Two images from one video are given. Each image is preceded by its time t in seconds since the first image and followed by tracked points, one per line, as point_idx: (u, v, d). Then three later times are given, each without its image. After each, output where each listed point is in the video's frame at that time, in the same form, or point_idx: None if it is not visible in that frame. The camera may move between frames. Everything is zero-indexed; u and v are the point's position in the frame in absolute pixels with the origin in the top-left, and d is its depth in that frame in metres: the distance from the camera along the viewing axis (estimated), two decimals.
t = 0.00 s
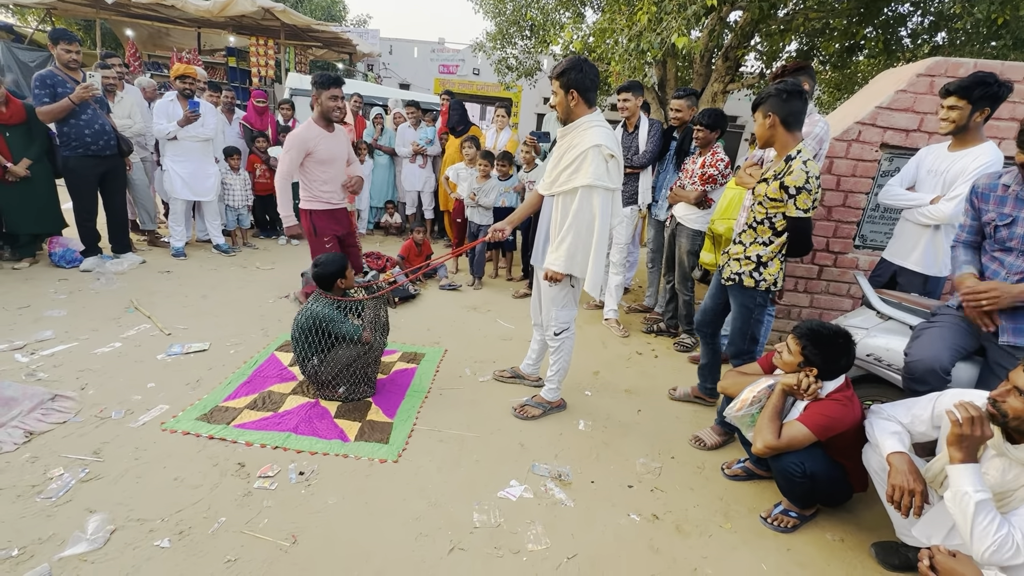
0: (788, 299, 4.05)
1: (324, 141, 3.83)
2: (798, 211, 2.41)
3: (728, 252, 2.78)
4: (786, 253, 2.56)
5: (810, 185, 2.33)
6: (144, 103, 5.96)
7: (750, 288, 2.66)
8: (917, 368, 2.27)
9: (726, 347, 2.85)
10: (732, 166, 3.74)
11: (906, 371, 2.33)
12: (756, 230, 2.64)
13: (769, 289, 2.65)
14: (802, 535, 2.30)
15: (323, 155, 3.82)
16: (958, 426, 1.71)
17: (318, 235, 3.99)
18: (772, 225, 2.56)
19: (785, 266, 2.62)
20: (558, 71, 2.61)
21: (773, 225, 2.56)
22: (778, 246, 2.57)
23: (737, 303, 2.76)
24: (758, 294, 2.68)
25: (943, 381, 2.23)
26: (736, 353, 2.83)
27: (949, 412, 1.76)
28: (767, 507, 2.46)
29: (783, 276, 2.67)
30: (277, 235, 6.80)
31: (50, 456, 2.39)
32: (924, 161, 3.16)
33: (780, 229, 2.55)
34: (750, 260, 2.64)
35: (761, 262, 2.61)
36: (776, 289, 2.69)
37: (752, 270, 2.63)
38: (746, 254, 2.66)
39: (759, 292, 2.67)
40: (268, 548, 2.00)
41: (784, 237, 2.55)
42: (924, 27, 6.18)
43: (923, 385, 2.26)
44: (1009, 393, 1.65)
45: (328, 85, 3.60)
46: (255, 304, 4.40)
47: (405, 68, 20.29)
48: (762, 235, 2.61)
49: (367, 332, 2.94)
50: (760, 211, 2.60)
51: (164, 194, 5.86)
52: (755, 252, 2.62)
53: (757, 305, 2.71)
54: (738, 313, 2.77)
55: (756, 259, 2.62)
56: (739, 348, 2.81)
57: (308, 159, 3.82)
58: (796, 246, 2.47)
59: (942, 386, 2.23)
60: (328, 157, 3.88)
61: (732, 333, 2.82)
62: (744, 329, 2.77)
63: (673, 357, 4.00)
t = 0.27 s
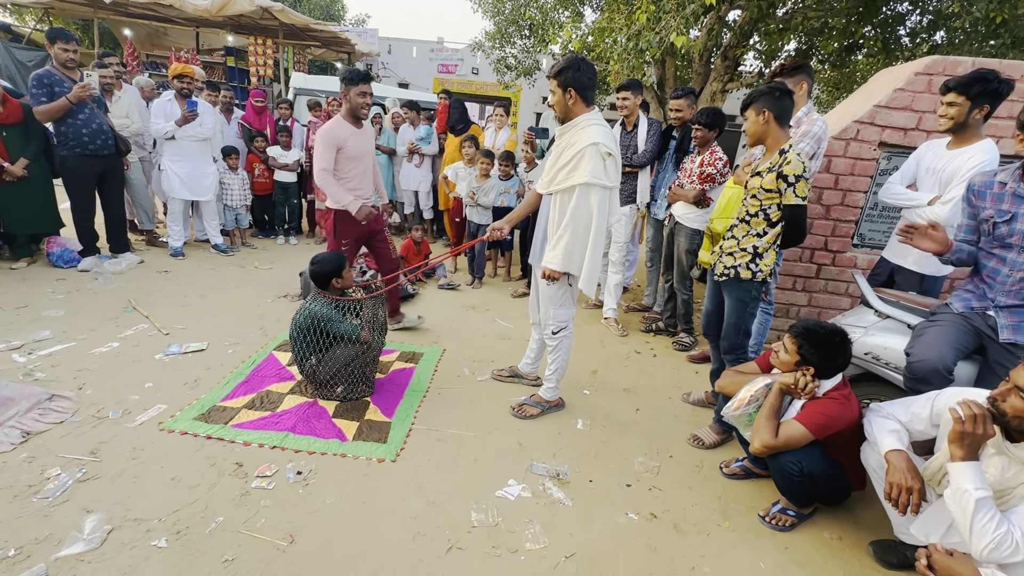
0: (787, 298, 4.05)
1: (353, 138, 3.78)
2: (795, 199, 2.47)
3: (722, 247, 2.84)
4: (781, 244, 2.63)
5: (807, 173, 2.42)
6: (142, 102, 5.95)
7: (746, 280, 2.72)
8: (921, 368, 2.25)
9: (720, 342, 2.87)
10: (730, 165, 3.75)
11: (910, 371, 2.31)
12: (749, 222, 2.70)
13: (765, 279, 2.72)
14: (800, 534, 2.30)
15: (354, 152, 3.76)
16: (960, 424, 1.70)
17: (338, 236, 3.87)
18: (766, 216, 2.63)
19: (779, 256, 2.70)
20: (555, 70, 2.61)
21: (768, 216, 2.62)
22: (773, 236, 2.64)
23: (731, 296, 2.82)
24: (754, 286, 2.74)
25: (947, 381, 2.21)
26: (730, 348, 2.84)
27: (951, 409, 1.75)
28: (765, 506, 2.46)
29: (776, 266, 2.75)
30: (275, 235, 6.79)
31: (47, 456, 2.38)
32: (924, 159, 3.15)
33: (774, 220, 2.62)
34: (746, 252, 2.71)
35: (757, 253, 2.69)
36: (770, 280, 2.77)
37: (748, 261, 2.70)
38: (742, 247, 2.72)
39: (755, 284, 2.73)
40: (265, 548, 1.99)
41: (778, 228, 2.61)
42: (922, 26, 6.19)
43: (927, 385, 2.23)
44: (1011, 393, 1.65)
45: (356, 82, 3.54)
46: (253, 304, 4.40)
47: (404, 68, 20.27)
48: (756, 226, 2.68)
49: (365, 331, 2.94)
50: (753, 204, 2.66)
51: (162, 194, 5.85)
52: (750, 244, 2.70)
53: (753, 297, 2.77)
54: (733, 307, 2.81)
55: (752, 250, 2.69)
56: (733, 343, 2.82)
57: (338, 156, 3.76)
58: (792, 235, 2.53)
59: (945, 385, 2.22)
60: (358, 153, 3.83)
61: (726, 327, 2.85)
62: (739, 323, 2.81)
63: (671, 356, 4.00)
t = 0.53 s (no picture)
0: (784, 301, 4.06)
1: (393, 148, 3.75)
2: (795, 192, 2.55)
3: (720, 246, 2.90)
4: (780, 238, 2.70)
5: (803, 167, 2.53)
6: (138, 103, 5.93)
7: (748, 275, 2.77)
8: (918, 371, 2.24)
9: (713, 340, 2.90)
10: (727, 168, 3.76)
11: (905, 374, 2.30)
12: (747, 220, 2.76)
13: (765, 274, 2.77)
14: (798, 538, 2.29)
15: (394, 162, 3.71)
16: (961, 428, 1.70)
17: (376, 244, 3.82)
18: (764, 212, 2.69)
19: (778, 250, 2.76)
20: (553, 73, 2.60)
21: (766, 212, 2.69)
22: (773, 231, 2.70)
23: (730, 293, 2.84)
24: (753, 282, 2.79)
25: (941, 385, 2.21)
26: (722, 346, 2.88)
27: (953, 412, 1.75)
28: (762, 510, 2.45)
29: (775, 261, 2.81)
30: (272, 237, 6.76)
31: (39, 460, 2.36)
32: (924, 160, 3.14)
33: (772, 215, 2.69)
34: (746, 247, 2.76)
35: (757, 247, 2.74)
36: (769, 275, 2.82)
37: (749, 256, 2.75)
38: (742, 243, 2.78)
39: (755, 278, 2.78)
40: (260, 554, 1.98)
41: (777, 222, 2.69)
42: (918, 29, 6.21)
43: (922, 388, 2.23)
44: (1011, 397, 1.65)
45: (395, 91, 3.53)
46: (249, 306, 4.38)
47: (402, 70, 20.28)
48: (754, 223, 2.74)
49: (362, 334, 2.92)
50: (749, 202, 2.73)
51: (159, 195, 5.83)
52: (750, 239, 2.75)
53: (754, 292, 2.82)
54: (731, 303, 2.84)
55: (752, 245, 2.74)
56: (727, 339, 2.85)
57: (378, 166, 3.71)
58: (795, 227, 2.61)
59: (940, 389, 2.22)
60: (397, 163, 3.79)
61: (722, 324, 2.88)
62: (735, 320, 2.84)
63: (669, 359, 4.00)
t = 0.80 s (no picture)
0: (780, 306, 4.05)
1: (419, 149, 3.66)
2: (790, 192, 2.56)
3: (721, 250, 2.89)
4: (780, 239, 2.69)
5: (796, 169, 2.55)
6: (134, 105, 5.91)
7: (750, 276, 2.75)
8: (919, 381, 2.23)
9: (714, 340, 2.88)
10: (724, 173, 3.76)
11: (906, 383, 2.30)
12: (745, 222, 2.76)
13: (768, 274, 2.76)
14: (795, 545, 2.28)
15: (417, 163, 3.63)
16: (963, 434, 1.69)
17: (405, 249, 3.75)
18: (761, 214, 2.70)
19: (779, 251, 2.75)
20: (550, 77, 2.61)
21: (762, 214, 2.69)
22: (771, 231, 2.70)
23: (735, 294, 2.82)
24: (756, 282, 2.78)
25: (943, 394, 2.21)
26: (721, 347, 2.85)
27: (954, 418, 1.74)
28: (759, 517, 2.44)
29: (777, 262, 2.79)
30: (267, 240, 6.73)
31: (28, 466, 2.33)
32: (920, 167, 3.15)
33: (769, 217, 2.69)
34: (746, 249, 2.75)
35: (758, 249, 2.72)
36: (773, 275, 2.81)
37: (751, 257, 2.73)
38: (742, 245, 2.77)
39: (757, 279, 2.77)
40: (250, 561, 1.95)
41: (775, 222, 2.69)
42: (912, 38, 6.23)
43: (924, 397, 2.23)
44: (1009, 405, 1.64)
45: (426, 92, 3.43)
46: (243, 310, 4.35)
47: (400, 74, 20.29)
48: (752, 225, 2.73)
49: (358, 338, 2.91)
50: (746, 205, 2.74)
51: (153, 197, 5.79)
52: (750, 241, 2.74)
53: (754, 293, 2.79)
54: (733, 304, 2.82)
55: (752, 246, 2.73)
56: (728, 340, 2.83)
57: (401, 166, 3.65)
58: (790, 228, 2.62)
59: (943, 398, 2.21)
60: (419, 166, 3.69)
61: (723, 324, 2.86)
62: (737, 320, 2.83)
63: (666, 364, 3.98)
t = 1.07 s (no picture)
0: (775, 316, 4.06)
1: (442, 167, 3.48)
2: (783, 202, 2.57)
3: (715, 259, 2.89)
4: (774, 249, 2.69)
5: (788, 179, 2.57)
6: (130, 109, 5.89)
7: (745, 285, 2.76)
8: (913, 391, 2.20)
9: (708, 348, 2.90)
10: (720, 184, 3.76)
11: (900, 393, 2.27)
12: (740, 232, 2.77)
13: (762, 284, 2.76)
14: (791, 557, 2.27)
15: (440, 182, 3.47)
16: (959, 446, 1.69)
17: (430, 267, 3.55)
18: (755, 223, 2.70)
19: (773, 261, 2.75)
20: (547, 87, 2.62)
21: (756, 224, 2.70)
22: (765, 241, 2.70)
23: (729, 303, 2.83)
24: (750, 291, 2.78)
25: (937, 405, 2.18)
26: (716, 354, 2.87)
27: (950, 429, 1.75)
28: (755, 528, 2.43)
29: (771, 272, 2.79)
30: (263, 245, 6.70)
31: (15, 474, 2.29)
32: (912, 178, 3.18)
33: (763, 226, 2.69)
34: (741, 258, 2.75)
35: (752, 258, 2.73)
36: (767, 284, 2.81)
37: (745, 267, 2.73)
38: (736, 255, 2.77)
39: (751, 289, 2.77)
40: (241, 573, 1.92)
41: (768, 232, 2.69)
42: (903, 51, 6.29)
43: (917, 408, 2.20)
44: (1004, 417, 1.65)
45: (445, 109, 3.26)
46: (238, 316, 4.32)
47: (397, 81, 20.35)
48: (747, 234, 2.74)
49: (353, 346, 2.89)
50: (740, 215, 2.75)
51: (148, 202, 5.76)
52: (744, 250, 2.74)
53: (748, 303, 2.80)
54: (727, 314, 2.83)
55: (747, 256, 2.74)
56: (722, 349, 2.86)
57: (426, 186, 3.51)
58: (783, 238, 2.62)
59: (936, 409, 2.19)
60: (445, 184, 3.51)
61: (717, 333, 2.88)
62: (731, 329, 2.84)
63: (661, 373, 3.98)
